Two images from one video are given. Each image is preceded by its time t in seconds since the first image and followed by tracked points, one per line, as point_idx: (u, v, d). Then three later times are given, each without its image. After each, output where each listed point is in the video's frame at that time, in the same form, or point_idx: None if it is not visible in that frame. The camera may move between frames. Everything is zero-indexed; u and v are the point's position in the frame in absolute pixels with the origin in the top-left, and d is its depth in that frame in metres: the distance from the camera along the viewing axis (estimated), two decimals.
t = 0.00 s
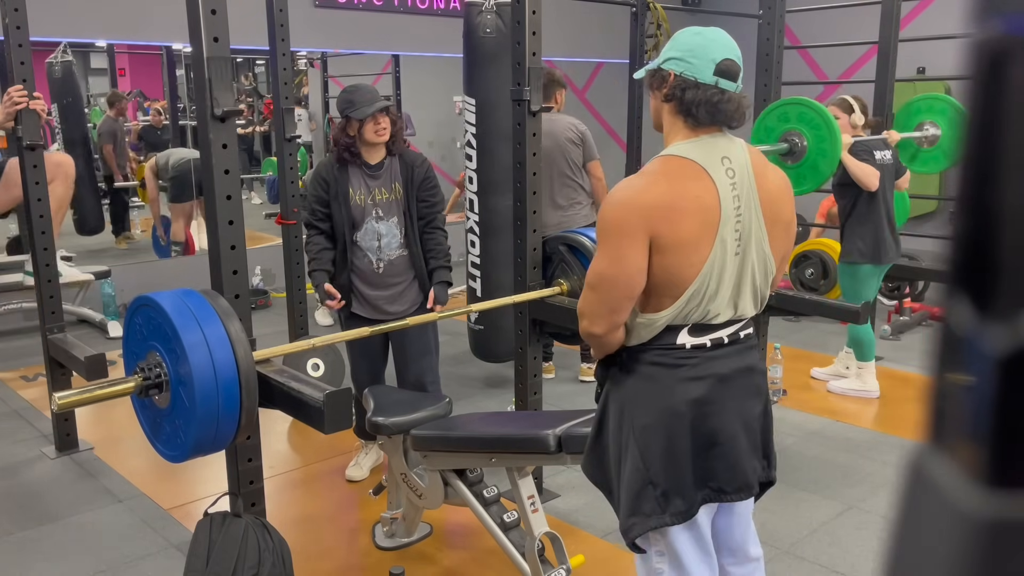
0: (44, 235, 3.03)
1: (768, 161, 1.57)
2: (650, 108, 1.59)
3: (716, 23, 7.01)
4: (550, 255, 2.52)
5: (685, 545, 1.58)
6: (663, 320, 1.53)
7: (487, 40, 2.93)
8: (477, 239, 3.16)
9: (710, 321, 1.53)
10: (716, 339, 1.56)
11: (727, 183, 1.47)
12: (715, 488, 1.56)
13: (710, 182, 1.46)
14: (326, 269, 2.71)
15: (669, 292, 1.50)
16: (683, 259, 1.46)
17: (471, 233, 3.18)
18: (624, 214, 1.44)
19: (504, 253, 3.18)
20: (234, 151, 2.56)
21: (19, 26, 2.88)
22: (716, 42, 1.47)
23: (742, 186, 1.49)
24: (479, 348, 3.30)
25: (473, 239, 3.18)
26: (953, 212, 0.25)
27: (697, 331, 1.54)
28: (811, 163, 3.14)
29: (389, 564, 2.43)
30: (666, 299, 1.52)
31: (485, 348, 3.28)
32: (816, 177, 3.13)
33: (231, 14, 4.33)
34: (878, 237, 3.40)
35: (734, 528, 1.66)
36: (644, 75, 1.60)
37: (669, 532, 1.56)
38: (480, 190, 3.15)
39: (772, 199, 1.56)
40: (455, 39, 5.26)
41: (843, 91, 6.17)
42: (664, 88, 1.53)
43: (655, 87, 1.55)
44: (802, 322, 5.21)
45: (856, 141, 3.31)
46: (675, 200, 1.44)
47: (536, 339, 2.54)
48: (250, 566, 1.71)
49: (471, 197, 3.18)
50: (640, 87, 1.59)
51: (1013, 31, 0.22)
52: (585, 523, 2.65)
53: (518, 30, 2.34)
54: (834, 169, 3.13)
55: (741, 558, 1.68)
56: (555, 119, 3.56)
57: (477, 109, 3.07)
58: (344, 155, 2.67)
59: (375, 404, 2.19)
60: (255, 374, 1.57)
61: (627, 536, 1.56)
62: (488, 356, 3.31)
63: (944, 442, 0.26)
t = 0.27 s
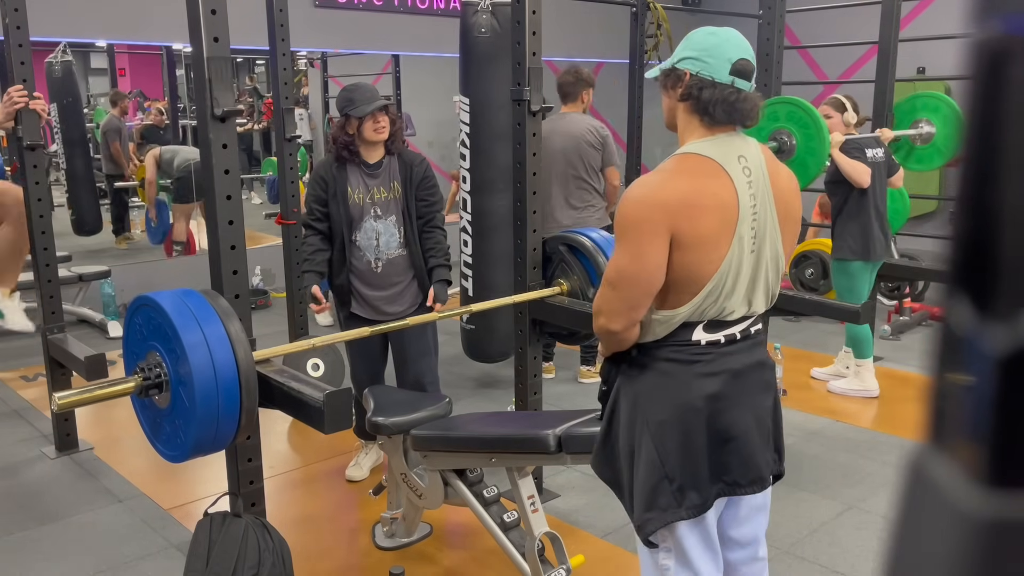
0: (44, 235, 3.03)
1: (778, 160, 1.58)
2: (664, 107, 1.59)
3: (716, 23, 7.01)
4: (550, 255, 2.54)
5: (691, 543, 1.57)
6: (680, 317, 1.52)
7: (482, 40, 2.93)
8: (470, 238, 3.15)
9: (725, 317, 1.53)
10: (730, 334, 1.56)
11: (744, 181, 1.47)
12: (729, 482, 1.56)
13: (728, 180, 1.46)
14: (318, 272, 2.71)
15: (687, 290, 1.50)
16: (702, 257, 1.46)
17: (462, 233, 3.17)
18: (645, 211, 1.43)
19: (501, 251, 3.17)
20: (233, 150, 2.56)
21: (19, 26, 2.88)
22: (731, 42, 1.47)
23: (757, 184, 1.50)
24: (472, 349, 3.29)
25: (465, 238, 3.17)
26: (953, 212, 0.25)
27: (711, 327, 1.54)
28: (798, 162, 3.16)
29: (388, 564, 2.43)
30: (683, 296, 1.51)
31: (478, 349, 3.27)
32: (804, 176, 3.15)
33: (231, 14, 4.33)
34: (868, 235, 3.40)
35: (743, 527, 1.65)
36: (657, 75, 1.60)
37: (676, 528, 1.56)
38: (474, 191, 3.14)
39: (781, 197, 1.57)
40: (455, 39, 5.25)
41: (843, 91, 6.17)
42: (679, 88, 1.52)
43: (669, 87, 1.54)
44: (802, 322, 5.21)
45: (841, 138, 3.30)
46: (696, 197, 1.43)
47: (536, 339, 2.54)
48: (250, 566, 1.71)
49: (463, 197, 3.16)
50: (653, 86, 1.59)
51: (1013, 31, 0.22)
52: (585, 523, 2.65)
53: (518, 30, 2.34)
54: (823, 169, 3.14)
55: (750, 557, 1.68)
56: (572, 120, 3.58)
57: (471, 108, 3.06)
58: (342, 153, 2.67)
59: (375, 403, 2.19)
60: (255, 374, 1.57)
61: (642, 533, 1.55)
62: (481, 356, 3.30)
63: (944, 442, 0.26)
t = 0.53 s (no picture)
0: (45, 235, 3.03)
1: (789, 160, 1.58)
2: (676, 109, 1.58)
3: (715, 23, 7.01)
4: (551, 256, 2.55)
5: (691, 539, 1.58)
6: (699, 313, 1.52)
7: (479, 40, 2.95)
8: (467, 237, 3.14)
9: (740, 314, 1.53)
10: (743, 330, 1.56)
11: (762, 180, 1.48)
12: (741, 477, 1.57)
13: (748, 178, 1.46)
14: (315, 273, 2.70)
15: (707, 286, 1.50)
16: (723, 254, 1.46)
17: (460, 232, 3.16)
18: (668, 208, 1.43)
19: (500, 250, 3.17)
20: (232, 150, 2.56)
21: (19, 26, 2.88)
22: (742, 39, 1.47)
23: (773, 182, 1.50)
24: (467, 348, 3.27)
25: (462, 238, 3.16)
26: (953, 212, 0.25)
27: (726, 322, 1.54)
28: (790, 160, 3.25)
29: (389, 564, 2.43)
30: (703, 293, 1.51)
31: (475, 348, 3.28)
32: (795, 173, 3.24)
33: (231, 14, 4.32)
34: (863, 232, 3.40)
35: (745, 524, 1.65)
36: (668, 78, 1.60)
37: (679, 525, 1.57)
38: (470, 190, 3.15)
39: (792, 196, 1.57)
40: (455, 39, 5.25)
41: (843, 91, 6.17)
42: (693, 88, 1.52)
43: (682, 89, 1.54)
44: (802, 322, 5.22)
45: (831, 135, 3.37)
46: (718, 195, 1.43)
47: (536, 339, 2.54)
48: (250, 567, 1.71)
49: (462, 196, 3.17)
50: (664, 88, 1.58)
51: (1012, 32, 0.22)
52: (585, 523, 2.65)
53: (518, 30, 2.34)
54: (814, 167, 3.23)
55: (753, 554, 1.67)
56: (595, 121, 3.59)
57: (469, 108, 3.05)
58: (341, 153, 2.67)
59: (375, 403, 2.19)
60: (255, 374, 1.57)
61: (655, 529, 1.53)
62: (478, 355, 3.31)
63: (944, 442, 0.26)
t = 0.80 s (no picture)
0: (44, 235, 3.03)
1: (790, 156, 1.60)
2: (684, 107, 1.58)
3: (715, 23, 7.02)
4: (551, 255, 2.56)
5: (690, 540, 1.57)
6: (718, 310, 1.51)
7: (480, 40, 2.92)
8: (468, 237, 3.15)
9: (755, 310, 1.54)
10: (755, 326, 1.57)
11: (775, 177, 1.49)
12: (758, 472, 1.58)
13: (765, 176, 1.47)
14: (314, 274, 2.70)
15: (728, 283, 1.49)
16: (745, 250, 1.46)
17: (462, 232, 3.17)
18: (691, 204, 1.42)
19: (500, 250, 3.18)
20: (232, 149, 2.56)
21: (19, 26, 2.88)
22: (754, 40, 1.48)
23: (784, 178, 1.52)
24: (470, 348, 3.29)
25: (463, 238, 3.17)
26: (953, 212, 0.25)
27: (742, 319, 1.55)
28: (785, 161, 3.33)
29: (389, 564, 2.43)
30: (723, 289, 1.50)
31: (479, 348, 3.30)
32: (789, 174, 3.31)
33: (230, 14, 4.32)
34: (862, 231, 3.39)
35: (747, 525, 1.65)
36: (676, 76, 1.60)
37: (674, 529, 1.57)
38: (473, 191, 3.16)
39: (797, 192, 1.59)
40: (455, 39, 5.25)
41: (842, 91, 6.18)
42: (704, 87, 1.52)
43: (692, 87, 1.54)
44: (802, 322, 5.21)
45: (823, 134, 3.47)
46: (740, 191, 1.43)
47: (536, 339, 2.54)
48: (250, 567, 1.71)
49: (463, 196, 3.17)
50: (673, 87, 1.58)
51: (1012, 32, 0.22)
52: (585, 523, 2.65)
53: (518, 30, 2.34)
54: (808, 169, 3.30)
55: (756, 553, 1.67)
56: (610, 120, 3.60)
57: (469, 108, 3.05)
58: (341, 153, 2.67)
59: (375, 403, 2.19)
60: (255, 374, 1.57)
61: (676, 526, 1.53)
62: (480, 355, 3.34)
63: (943, 443, 0.26)
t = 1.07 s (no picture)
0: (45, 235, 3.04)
1: (727, 160, 1.53)
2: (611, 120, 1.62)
3: (716, 23, 7.02)
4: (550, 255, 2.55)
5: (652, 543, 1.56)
6: (618, 319, 1.52)
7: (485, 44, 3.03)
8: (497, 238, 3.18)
9: (664, 321, 1.50)
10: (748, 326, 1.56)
11: (666, 182, 1.46)
12: (749, 472, 1.61)
13: (648, 180, 1.46)
14: (318, 272, 2.68)
15: (616, 290, 1.50)
16: (623, 256, 1.47)
17: (490, 234, 3.19)
18: (568, 210, 1.48)
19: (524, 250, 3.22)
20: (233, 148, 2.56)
21: (19, 26, 2.88)
22: (643, 50, 1.51)
23: (685, 182, 1.47)
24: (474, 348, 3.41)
25: (492, 240, 3.19)
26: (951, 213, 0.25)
27: (653, 332, 1.52)
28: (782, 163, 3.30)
29: (389, 564, 2.43)
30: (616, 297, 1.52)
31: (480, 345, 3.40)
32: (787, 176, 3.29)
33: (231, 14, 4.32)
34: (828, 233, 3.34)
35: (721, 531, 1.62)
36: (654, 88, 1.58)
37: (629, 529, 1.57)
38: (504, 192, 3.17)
39: (731, 199, 1.51)
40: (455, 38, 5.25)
41: (843, 91, 6.18)
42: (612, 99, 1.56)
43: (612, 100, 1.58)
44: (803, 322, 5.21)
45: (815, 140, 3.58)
46: (605, 196, 1.46)
47: (536, 339, 2.54)
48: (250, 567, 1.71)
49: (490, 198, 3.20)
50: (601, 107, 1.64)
51: (1013, 31, 0.22)
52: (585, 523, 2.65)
53: (518, 29, 2.33)
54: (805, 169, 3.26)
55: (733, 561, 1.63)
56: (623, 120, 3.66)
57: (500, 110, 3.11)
58: (346, 148, 2.69)
59: (375, 403, 2.19)
60: (255, 374, 1.57)
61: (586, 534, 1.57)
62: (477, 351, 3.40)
63: (943, 443, 0.26)
